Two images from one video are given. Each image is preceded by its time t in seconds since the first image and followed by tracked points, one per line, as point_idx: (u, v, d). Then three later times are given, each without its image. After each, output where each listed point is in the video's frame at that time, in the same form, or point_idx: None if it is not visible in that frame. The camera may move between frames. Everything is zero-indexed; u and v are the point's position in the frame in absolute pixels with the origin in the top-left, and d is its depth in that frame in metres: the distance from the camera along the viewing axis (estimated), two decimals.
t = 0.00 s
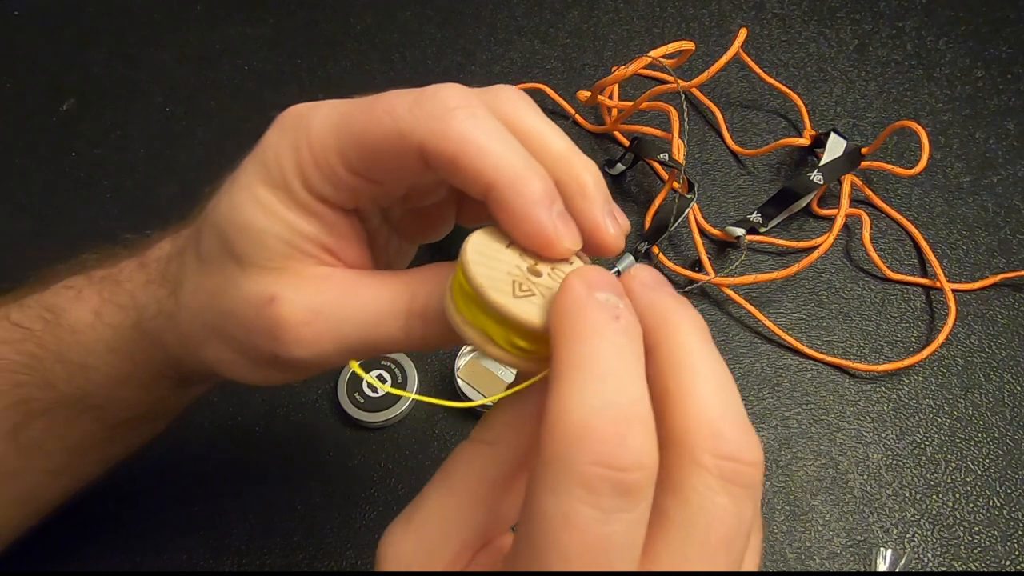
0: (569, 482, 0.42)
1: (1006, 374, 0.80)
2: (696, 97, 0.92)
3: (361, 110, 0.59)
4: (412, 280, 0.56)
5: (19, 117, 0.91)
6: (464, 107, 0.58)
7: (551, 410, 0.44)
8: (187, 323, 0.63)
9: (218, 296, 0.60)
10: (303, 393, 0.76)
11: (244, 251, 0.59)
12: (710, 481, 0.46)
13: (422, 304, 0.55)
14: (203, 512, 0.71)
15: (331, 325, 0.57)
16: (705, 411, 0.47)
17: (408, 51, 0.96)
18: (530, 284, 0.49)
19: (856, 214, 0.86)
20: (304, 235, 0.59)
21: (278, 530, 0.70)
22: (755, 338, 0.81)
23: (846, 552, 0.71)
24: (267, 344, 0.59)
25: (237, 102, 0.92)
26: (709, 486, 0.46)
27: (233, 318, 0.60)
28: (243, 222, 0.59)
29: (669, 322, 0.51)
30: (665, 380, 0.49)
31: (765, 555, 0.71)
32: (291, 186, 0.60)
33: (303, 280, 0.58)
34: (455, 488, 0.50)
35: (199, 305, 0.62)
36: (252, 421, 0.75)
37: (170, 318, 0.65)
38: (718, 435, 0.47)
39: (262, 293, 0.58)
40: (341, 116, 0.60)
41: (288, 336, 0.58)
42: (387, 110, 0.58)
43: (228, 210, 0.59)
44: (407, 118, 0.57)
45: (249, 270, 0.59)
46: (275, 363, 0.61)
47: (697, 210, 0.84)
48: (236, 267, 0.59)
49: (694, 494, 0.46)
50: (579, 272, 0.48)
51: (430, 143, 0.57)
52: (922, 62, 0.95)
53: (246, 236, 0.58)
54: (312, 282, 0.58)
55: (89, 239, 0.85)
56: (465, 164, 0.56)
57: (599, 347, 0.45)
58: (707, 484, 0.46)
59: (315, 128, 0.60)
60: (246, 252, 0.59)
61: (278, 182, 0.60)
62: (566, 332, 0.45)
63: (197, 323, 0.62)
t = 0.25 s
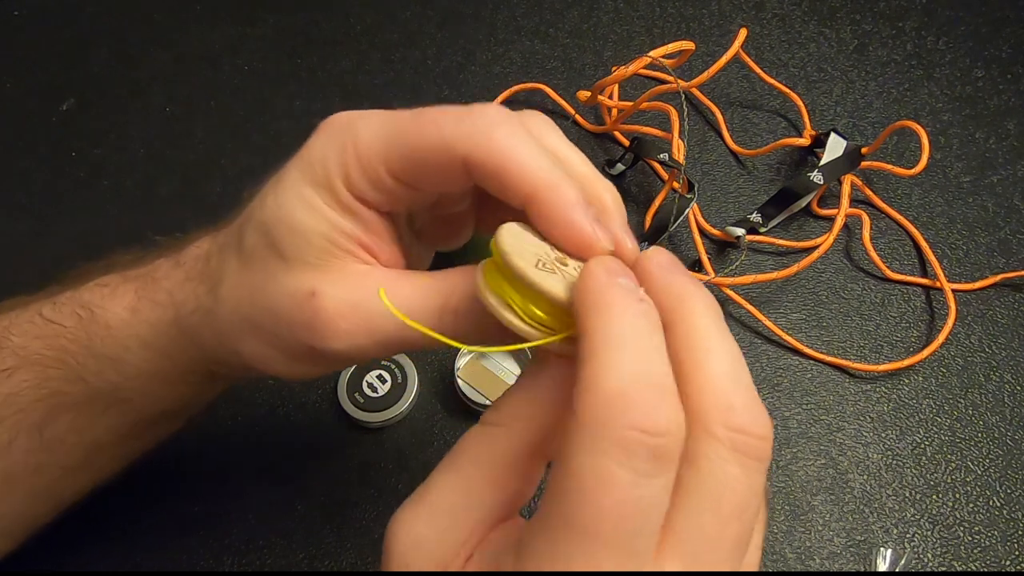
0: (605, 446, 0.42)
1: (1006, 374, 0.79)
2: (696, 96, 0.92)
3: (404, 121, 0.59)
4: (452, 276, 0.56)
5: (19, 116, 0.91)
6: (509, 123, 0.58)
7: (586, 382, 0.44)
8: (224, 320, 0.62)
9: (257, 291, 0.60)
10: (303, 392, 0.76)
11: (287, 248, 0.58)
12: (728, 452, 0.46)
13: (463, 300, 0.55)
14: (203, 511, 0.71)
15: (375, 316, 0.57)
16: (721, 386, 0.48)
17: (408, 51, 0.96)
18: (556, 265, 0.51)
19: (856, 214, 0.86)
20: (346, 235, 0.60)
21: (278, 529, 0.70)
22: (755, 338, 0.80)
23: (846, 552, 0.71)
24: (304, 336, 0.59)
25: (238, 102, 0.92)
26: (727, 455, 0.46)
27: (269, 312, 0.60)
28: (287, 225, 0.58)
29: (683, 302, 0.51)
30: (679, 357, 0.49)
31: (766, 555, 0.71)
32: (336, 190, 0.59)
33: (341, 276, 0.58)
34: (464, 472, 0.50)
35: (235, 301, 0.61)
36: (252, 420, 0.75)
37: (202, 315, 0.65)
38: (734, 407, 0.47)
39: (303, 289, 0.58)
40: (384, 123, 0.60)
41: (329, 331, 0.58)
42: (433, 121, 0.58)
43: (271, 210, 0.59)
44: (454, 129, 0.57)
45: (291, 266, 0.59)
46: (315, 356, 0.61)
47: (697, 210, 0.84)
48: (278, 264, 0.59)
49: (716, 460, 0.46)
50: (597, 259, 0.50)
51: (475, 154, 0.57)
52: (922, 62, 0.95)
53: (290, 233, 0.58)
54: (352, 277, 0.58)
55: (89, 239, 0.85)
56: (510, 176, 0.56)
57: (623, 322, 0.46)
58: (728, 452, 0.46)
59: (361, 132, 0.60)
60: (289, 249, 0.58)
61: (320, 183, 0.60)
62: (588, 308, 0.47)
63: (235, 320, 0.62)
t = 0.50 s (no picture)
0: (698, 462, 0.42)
1: (1006, 374, 0.79)
2: (696, 96, 0.92)
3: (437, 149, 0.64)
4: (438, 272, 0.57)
5: (19, 116, 0.91)
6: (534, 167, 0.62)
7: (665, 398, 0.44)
8: (217, 288, 0.63)
9: (254, 261, 0.61)
10: (303, 392, 0.77)
11: (297, 223, 0.61)
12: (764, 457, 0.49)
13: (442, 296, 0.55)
14: (203, 510, 0.71)
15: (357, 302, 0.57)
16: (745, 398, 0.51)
17: (408, 50, 0.96)
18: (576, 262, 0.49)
19: (856, 214, 0.86)
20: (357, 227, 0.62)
21: (277, 529, 0.70)
22: (754, 338, 0.81)
23: (846, 552, 0.71)
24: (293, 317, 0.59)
25: (237, 102, 0.92)
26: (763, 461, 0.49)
27: (260, 282, 0.60)
28: (309, 199, 0.61)
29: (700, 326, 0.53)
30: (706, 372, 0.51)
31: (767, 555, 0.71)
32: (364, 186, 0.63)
33: (337, 255, 0.59)
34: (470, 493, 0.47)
35: (232, 271, 0.62)
36: (251, 420, 0.75)
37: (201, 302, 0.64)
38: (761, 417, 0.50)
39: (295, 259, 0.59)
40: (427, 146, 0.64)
41: (312, 304, 0.58)
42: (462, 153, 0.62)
43: (302, 187, 0.63)
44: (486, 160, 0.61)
45: (294, 238, 0.60)
46: (295, 340, 0.61)
47: (697, 210, 0.84)
48: (281, 234, 0.61)
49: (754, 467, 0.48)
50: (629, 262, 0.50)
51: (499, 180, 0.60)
52: (922, 62, 0.95)
53: (306, 211, 0.61)
54: (344, 262, 0.59)
55: (89, 239, 0.85)
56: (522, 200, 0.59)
57: (676, 337, 0.46)
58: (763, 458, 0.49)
59: (402, 146, 0.64)
60: (300, 223, 0.61)
61: (352, 181, 0.63)
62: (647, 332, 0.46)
63: (225, 293, 0.62)
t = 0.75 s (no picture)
0: (624, 463, 0.41)
1: (1006, 374, 0.79)
2: (696, 96, 0.92)
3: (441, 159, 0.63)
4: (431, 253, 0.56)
5: (19, 116, 0.91)
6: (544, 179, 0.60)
7: (601, 401, 0.43)
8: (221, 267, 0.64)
9: (258, 241, 0.61)
10: (303, 392, 0.77)
11: (305, 207, 0.61)
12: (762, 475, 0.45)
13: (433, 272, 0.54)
14: (203, 510, 0.71)
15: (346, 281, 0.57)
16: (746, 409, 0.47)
17: (408, 50, 0.96)
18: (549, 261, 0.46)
19: (856, 214, 0.86)
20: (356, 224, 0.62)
21: (277, 528, 0.70)
22: (754, 338, 0.81)
23: (846, 552, 0.71)
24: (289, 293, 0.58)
25: (237, 102, 0.92)
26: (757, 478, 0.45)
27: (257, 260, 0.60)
28: (319, 188, 0.62)
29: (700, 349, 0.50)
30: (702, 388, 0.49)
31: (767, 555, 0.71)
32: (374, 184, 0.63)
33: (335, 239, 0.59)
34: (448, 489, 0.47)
35: (238, 250, 0.63)
36: (252, 421, 0.75)
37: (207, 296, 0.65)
38: (762, 431, 0.46)
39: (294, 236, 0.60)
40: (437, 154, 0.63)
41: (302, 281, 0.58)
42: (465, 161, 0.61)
43: (317, 179, 0.64)
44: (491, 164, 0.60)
45: (297, 219, 0.61)
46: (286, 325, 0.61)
47: (697, 210, 0.84)
48: (284, 218, 0.62)
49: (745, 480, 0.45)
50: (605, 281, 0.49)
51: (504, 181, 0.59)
52: (922, 62, 0.95)
53: (313, 201, 0.61)
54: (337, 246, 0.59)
55: (89, 239, 0.85)
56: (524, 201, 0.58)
57: (632, 339, 0.45)
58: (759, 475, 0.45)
59: (411, 150, 0.63)
60: (305, 208, 0.61)
61: (363, 181, 0.63)
62: (595, 333, 0.45)
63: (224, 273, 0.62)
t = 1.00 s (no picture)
0: (519, 451, 0.37)
1: (1007, 374, 0.79)
2: (696, 96, 0.92)
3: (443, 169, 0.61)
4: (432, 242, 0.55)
5: (19, 116, 0.91)
6: (547, 176, 0.57)
7: (509, 383, 0.39)
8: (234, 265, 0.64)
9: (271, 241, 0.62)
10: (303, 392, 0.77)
11: (320, 211, 0.61)
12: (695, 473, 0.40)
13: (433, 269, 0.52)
14: (203, 510, 0.71)
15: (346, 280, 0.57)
16: (691, 403, 0.42)
17: (408, 51, 0.96)
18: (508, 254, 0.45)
19: (856, 214, 0.86)
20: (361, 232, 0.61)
21: (276, 528, 0.70)
22: (754, 338, 0.81)
23: (846, 552, 0.71)
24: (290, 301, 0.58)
25: (237, 102, 0.92)
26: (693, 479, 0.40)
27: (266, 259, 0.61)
28: (332, 196, 0.62)
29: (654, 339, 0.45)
30: (645, 377, 0.44)
31: (766, 555, 0.71)
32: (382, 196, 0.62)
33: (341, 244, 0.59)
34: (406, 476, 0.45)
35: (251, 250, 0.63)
36: (252, 421, 0.76)
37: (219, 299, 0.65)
38: (704, 426, 0.41)
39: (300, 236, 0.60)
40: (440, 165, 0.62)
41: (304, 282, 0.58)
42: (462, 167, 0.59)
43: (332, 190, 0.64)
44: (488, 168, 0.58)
45: (307, 222, 0.61)
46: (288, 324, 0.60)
47: (697, 210, 0.84)
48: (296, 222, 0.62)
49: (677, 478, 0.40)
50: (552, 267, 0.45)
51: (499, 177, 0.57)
52: (922, 62, 0.95)
53: (326, 207, 0.62)
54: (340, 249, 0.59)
55: (89, 239, 0.85)
56: (518, 197, 0.55)
57: (562, 323, 0.40)
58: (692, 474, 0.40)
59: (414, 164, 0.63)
60: (317, 212, 0.61)
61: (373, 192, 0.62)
62: (522, 314, 0.41)
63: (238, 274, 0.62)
